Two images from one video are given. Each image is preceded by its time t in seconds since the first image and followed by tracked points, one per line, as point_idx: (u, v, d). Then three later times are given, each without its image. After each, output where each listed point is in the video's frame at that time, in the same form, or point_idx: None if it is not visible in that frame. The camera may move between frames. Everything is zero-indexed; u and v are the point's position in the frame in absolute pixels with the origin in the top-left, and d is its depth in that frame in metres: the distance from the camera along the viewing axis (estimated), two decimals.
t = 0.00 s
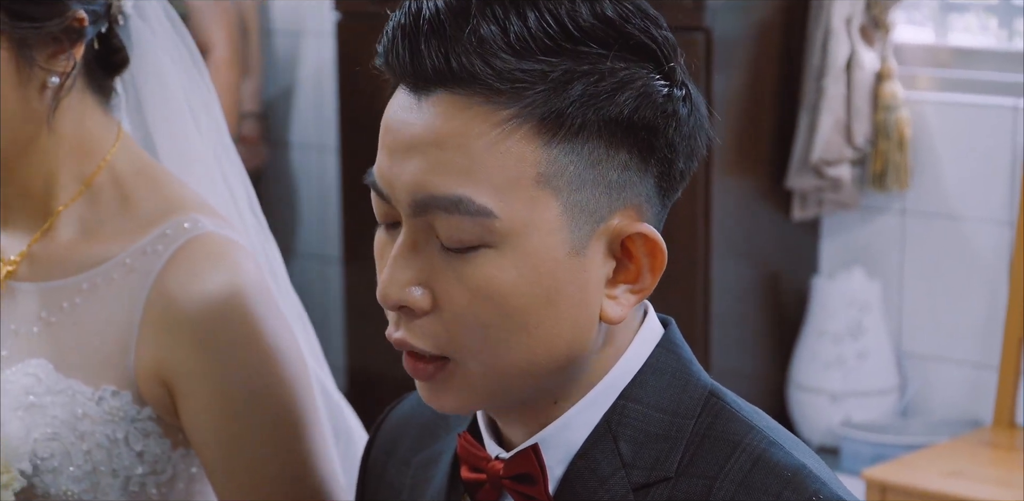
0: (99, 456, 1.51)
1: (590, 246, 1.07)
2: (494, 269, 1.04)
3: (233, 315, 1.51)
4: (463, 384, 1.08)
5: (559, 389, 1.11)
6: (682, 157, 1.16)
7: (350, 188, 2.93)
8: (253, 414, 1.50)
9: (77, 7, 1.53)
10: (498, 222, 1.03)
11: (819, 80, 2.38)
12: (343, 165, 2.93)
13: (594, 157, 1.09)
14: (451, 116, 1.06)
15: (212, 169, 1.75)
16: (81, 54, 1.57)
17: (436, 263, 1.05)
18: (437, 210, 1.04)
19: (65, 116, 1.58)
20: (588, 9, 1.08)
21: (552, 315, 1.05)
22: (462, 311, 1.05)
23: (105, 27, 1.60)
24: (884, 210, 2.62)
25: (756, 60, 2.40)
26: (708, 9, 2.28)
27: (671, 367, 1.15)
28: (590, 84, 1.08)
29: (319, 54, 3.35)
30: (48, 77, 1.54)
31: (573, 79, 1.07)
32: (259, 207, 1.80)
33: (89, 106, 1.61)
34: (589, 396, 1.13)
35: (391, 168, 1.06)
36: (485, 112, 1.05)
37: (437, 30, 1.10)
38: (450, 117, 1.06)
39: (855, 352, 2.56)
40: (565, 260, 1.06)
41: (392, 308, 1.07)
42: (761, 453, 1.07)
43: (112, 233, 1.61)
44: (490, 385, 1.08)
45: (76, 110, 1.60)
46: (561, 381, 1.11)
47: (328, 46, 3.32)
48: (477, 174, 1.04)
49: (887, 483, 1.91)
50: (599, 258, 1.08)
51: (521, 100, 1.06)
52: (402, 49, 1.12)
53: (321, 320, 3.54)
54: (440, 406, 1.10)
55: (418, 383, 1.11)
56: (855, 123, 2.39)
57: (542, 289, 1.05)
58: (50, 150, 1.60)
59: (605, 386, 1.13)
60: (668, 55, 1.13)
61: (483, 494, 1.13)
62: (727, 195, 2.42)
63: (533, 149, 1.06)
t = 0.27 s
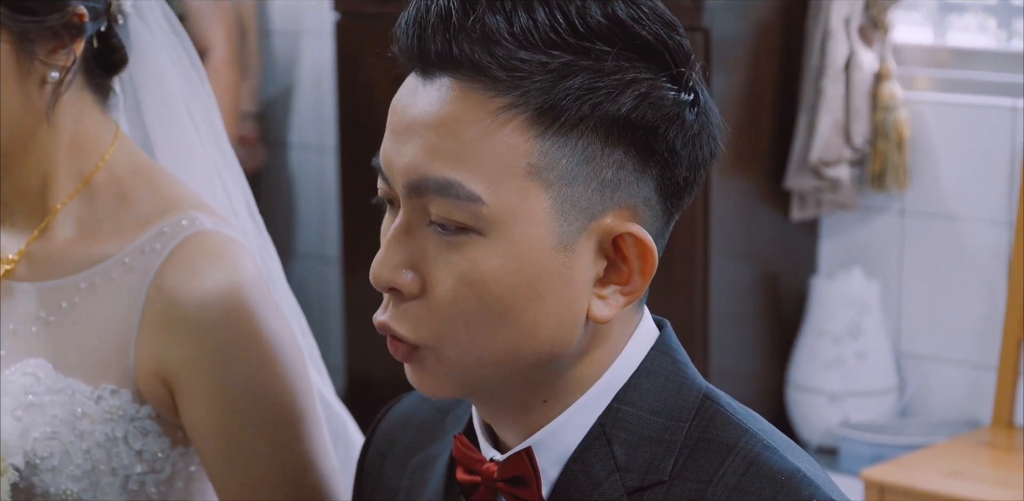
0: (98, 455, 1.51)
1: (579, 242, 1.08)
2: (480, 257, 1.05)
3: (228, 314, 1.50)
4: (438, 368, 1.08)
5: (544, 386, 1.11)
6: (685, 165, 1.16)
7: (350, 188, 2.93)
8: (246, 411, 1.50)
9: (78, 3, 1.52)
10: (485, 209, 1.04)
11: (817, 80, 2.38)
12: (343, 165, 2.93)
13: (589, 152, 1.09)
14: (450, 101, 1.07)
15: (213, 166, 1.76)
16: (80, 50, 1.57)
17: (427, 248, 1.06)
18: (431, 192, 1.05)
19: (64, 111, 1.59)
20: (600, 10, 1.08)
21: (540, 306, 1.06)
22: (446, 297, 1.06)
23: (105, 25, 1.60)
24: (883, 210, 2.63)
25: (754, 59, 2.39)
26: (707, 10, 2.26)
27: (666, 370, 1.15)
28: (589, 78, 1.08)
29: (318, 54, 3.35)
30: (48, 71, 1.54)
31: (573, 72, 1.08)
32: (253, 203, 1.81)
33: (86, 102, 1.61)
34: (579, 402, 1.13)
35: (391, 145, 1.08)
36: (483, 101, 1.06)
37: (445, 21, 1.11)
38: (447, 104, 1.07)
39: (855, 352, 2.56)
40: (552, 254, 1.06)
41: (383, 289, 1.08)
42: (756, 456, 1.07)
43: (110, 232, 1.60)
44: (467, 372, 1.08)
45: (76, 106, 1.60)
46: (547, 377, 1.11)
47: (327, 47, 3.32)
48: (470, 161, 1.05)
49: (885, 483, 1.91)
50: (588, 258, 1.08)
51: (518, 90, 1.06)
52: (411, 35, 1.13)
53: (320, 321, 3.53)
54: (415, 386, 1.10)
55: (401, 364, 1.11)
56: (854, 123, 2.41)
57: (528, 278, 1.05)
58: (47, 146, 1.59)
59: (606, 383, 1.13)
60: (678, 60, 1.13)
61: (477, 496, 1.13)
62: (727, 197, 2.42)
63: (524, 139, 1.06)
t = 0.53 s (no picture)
0: (100, 457, 1.51)
1: (586, 257, 1.03)
2: (492, 291, 0.99)
3: (230, 316, 1.49)
4: (464, 399, 1.04)
5: (559, 396, 1.08)
6: (670, 152, 1.12)
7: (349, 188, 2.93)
8: (246, 414, 1.48)
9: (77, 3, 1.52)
10: (494, 243, 0.99)
11: (817, 80, 2.37)
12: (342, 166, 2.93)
13: (584, 168, 1.04)
14: (436, 140, 1.00)
15: (213, 166, 1.76)
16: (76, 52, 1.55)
17: (434, 288, 1.01)
18: (432, 235, 0.99)
19: (61, 114, 1.56)
20: (564, 18, 1.02)
21: (554, 326, 1.01)
22: (461, 330, 1.00)
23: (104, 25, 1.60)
24: (882, 210, 2.63)
25: (753, 60, 2.40)
26: (707, 10, 2.31)
27: (668, 369, 1.12)
28: (573, 95, 1.03)
29: (317, 55, 3.35)
30: (43, 73, 1.52)
31: (557, 92, 1.02)
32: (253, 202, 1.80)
33: (85, 105, 1.59)
34: (588, 397, 1.09)
35: (381, 192, 1.01)
36: (471, 135, 1.00)
37: (411, 49, 1.04)
38: (433, 142, 1.00)
39: (853, 352, 2.56)
40: (564, 273, 1.01)
41: (394, 333, 1.02)
42: (759, 454, 1.05)
43: (110, 234, 1.60)
44: (488, 398, 1.04)
45: (74, 109, 1.57)
46: (561, 388, 1.06)
47: (327, 48, 3.33)
48: (469, 198, 0.99)
49: (884, 483, 1.91)
50: (595, 265, 1.03)
51: (506, 119, 1.01)
52: (380, 73, 1.05)
53: (320, 321, 3.54)
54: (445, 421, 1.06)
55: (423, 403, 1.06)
56: (853, 124, 2.41)
57: (542, 301, 1.00)
58: (44, 151, 1.57)
59: (607, 385, 1.09)
60: (648, 54, 1.08)
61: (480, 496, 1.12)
62: (724, 198, 2.43)
63: (519, 167, 1.01)
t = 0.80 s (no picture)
0: (97, 458, 1.50)
1: (579, 256, 1.03)
2: (484, 287, 0.99)
3: (233, 314, 1.49)
4: (466, 399, 1.03)
5: (557, 396, 1.07)
6: (664, 155, 1.11)
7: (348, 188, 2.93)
8: (242, 412, 1.48)
9: (59, 5, 1.50)
10: (486, 240, 0.98)
11: (817, 80, 2.39)
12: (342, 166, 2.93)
13: (578, 167, 1.04)
14: (430, 135, 1.01)
15: (212, 169, 1.76)
16: (62, 55, 1.54)
17: (426, 283, 1.00)
18: (424, 231, 0.99)
19: (51, 118, 1.54)
20: (561, 17, 1.03)
21: (547, 325, 1.00)
22: (455, 328, 1.00)
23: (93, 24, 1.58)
24: (881, 210, 2.63)
25: (752, 60, 2.41)
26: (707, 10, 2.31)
27: (667, 368, 1.12)
28: (569, 93, 1.03)
29: (316, 55, 3.35)
30: (28, 79, 1.51)
31: (552, 89, 1.02)
32: (254, 212, 1.77)
33: (75, 107, 1.57)
34: (585, 399, 1.09)
35: (374, 188, 1.01)
36: (466, 131, 1.00)
37: (408, 44, 1.04)
38: (429, 136, 1.01)
39: (852, 352, 2.55)
40: (557, 273, 1.01)
41: (385, 329, 1.02)
42: (758, 453, 1.05)
43: (109, 236, 1.59)
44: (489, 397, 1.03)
45: (65, 112, 1.56)
46: (556, 390, 1.06)
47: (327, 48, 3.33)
48: (461, 195, 0.99)
49: (885, 483, 1.92)
50: (588, 265, 1.03)
51: (500, 116, 1.01)
52: (375, 69, 1.06)
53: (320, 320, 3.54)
54: (446, 426, 1.04)
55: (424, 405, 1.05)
56: (853, 124, 2.41)
57: (535, 300, 1.00)
58: (37, 153, 1.56)
59: (603, 385, 1.09)
60: (645, 56, 1.08)
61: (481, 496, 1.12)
62: (724, 199, 2.43)
63: (512, 163, 1.01)
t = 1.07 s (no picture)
0: (99, 458, 1.50)
1: (580, 250, 1.02)
2: (485, 280, 0.99)
3: (235, 310, 1.49)
4: (456, 391, 1.04)
5: (552, 392, 1.07)
6: (667, 152, 1.11)
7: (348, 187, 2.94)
8: (250, 408, 1.48)
9: (40, 4, 1.47)
10: (488, 231, 0.98)
11: (816, 80, 2.37)
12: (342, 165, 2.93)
13: (580, 160, 1.04)
14: (433, 126, 1.01)
15: (204, 166, 1.76)
16: (46, 54, 1.51)
17: (428, 275, 1.00)
18: (426, 222, 0.99)
19: (38, 118, 1.53)
20: (566, 11, 1.02)
21: (547, 319, 1.01)
22: (455, 320, 1.00)
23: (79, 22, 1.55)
24: (880, 210, 2.63)
25: (751, 59, 2.42)
26: (707, 10, 2.33)
27: (664, 366, 1.12)
28: (572, 87, 1.03)
29: (316, 55, 3.35)
30: (12, 79, 1.48)
31: (556, 83, 1.02)
32: (250, 211, 1.78)
33: (64, 105, 1.55)
34: (582, 394, 1.09)
35: (377, 180, 1.01)
36: (470, 122, 1.00)
37: (414, 36, 1.04)
38: (432, 128, 1.01)
39: (852, 352, 2.56)
40: (559, 267, 1.01)
41: (385, 320, 1.02)
42: (753, 450, 1.04)
43: (107, 235, 1.59)
44: (485, 389, 1.03)
45: (52, 112, 1.54)
46: (555, 384, 1.06)
47: (327, 48, 3.33)
48: (465, 187, 0.99)
49: (886, 482, 1.92)
50: (589, 261, 1.03)
51: (504, 108, 1.01)
52: (380, 61, 1.06)
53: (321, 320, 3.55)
54: (432, 414, 1.05)
55: (412, 391, 1.06)
56: (853, 123, 2.40)
57: (536, 293, 1.00)
58: (29, 153, 1.54)
59: (604, 377, 1.10)
60: (648, 51, 1.08)
61: (476, 495, 1.12)
62: (724, 198, 2.44)
63: (515, 156, 1.01)
